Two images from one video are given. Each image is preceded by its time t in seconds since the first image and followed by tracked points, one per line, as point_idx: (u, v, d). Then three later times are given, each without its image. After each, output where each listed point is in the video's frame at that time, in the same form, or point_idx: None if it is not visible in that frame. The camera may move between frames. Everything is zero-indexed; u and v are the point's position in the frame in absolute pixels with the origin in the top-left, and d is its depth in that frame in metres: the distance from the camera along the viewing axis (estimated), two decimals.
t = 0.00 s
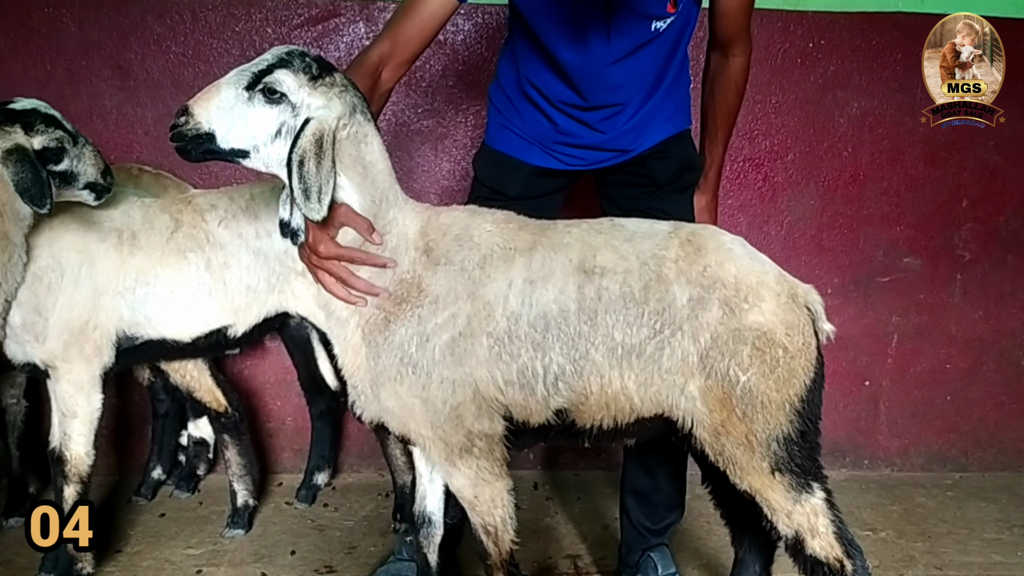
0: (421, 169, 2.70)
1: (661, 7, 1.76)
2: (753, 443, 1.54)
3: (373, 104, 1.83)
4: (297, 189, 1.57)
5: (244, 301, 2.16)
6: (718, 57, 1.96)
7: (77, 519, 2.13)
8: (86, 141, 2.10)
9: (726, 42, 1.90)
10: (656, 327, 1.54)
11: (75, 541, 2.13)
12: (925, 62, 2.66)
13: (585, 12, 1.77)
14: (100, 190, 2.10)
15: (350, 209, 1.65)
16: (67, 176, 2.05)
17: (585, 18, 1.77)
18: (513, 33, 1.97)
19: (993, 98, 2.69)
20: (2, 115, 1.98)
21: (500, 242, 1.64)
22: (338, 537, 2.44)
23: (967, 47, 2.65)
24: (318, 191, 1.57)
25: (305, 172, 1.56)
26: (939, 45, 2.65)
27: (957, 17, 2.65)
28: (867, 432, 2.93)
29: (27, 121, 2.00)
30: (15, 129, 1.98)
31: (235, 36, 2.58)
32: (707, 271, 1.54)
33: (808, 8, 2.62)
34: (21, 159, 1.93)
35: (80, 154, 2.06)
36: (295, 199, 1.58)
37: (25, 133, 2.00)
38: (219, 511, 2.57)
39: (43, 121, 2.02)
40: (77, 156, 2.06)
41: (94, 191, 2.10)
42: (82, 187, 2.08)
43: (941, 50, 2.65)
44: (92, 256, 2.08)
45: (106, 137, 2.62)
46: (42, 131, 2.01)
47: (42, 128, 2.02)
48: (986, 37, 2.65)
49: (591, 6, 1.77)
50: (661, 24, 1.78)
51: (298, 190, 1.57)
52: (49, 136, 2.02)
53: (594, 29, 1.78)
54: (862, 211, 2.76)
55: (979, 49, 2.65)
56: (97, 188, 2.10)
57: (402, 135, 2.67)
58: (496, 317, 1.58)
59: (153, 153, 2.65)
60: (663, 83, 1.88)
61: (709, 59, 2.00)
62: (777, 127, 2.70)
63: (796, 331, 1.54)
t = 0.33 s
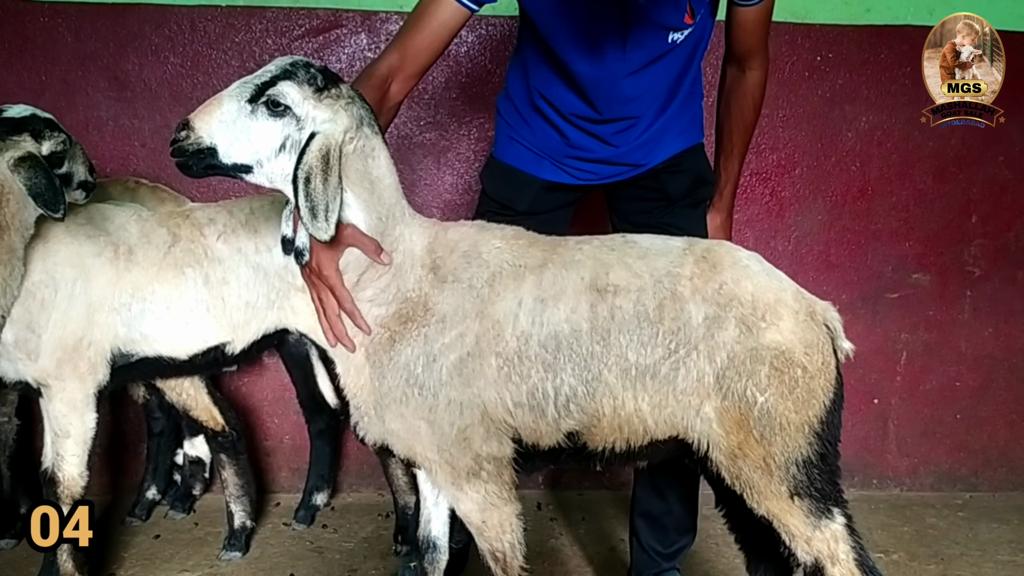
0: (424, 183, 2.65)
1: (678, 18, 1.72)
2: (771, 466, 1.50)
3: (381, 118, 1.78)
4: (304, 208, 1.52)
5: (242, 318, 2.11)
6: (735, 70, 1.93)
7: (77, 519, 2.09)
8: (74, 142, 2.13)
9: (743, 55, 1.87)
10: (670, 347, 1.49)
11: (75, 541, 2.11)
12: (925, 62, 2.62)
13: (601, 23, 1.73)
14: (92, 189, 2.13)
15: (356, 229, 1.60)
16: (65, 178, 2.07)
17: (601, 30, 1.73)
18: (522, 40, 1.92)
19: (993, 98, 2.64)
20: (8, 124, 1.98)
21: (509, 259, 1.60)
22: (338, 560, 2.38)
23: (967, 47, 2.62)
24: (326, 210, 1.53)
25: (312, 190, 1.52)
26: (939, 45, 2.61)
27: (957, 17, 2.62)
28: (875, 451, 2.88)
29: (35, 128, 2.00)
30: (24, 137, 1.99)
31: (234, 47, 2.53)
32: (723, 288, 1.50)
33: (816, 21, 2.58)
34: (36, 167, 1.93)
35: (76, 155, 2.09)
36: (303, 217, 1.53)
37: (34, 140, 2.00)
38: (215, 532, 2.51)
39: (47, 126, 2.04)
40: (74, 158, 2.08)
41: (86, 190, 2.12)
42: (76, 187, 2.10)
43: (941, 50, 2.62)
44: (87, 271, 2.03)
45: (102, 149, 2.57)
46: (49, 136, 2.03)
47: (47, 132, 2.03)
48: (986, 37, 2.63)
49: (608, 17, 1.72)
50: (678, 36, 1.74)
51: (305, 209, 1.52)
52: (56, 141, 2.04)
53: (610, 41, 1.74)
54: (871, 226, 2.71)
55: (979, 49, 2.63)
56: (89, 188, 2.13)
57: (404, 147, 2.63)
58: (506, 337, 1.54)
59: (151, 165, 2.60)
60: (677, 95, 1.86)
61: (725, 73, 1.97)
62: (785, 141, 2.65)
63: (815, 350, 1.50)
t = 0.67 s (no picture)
0: (427, 199, 2.62)
1: (694, 37, 1.68)
2: (789, 496, 1.46)
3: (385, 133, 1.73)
4: (310, 226, 1.48)
5: (240, 335, 2.07)
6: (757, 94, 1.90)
7: (78, 519, 2.03)
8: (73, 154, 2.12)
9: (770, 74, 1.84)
10: (686, 373, 1.45)
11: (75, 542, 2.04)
12: (925, 61, 2.58)
13: (617, 43, 1.69)
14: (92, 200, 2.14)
15: (366, 250, 1.56)
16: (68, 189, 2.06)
17: (617, 50, 1.69)
18: (532, 56, 1.88)
19: (993, 98, 2.60)
20: (25, 135, 1.95)
21: (520, 280, 1.56)
22: None
23: (967, 47, 2.60)
24: (333, 229, 1.48)
25: (319, 208, 1.47)
26: (939, 44, 2.60)
27: (957, 17, 2.62)
28: (882, 475, 2.84)
29: (53, 139, 1.99)
30: (43, 148, 1.96)
31: (237, 59, 2.50)
32: (740, 313, 1.46)
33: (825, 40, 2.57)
34: (60, 179, 1.91)
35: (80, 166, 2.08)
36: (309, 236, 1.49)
37: (51, 151, 1.99)
38: (209, 553, 2.45)
39: (61, 137, 2.02)
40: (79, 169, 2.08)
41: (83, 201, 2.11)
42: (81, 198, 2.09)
43: (941, 49, 2.60)
44: (82, 286, 1.98)
45: (101, 161, 2.53)
46: (65, 147, 2.01)
47: (61, 143, 2.01)
48: (986, 37, 2.62)
49: (624, 37, 1.68)
50: (693, 55, 1.71)
51: (311, 228, 1.48)
52: (70, 151, 2.03)
53: (625, 61, 1.70)
54: (880, 247, 2.67)
55: (979, 49, 2.61)
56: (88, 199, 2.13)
57: (408, 163, 2.59)
58: (516, 360, 1.49)
59: (150, 177, 2.56)
60: (688, 114, 1.83)
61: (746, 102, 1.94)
62: (793, 160, 2.62)
63: (835, 377, 1.46)
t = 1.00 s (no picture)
0: (426, 210, 2.59)
1: (701, 51, 1.66)
2: (798, 513, 1.44)
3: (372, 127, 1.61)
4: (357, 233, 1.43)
5: (237, 346, 2.03)
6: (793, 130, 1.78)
7: (77, 519, 2.05)
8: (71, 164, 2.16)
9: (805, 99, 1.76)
10: (696, 383, 1.44)
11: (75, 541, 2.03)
12: (925, 60, 2.59)
13: (619, 51, 1.66)
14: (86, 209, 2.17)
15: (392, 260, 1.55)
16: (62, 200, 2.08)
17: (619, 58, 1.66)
18: (534, 63, 1.85)
19: (993, 98, 2.59)
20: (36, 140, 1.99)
21: (532, 285, 1.55)
22: None
23: (967, 47, 2.60)
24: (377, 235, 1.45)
25: (363, 216, 1.43)
26: (938, 44, 2.60)
27: (957, 18, 2.62)
28: (883, 490, 2.81)
29: (62, 145, 2.03)
30: (54, 153, 2.00)
31: (235, 68, 2.48)
32: (755, 324, 1.45)
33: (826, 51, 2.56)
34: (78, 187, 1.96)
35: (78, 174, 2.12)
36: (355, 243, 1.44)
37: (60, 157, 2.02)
38: (203, 567, 2.42)
39: (67, 144, 2.06)
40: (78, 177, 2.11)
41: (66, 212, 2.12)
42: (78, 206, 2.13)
43: (941, 49, 2.60)
44: (76, 296, 1.96)
45: (96, 170, 2.51)
46: (71, 154, 2.05)
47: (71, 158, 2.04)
48: (986, 37, 2.62)
49: (627, 45, 1.65)
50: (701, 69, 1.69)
51: (358, 235, 1.43)
52: (74, 159, 2.07)
53: (627, 70, 1.66)
54: (881, 260, 2.66)
55: (979, 49, 2.61)
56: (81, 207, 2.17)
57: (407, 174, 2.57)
58: (525, 365, 1.48)
59: (146, 187, 2.53)
60: (691, 126, 1.82)
61: (782, 143, 1.81)
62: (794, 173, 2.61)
63: (849, 395, 1.44)
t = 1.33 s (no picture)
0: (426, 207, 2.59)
1: (695, 51, 1.65)
2: (803, 519, 1.42)
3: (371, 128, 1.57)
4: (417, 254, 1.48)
5: (233, 339, 2.06)
6: (794, 142, 1.72)
7: (77, 519, 2.10)
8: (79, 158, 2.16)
9: (807, 109, 1.72)
10: (704, 383, 1.42)
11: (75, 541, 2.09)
12: (925, 61, 2.58)
13: (611, 48, 1.65)
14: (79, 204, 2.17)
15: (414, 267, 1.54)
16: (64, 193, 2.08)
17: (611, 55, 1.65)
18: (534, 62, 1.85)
19: (994, 99, 2.58)
20: (55, 133, 1.99)
21: (546, 279, 1.54)
22: None
23: (967, 47, 2.58)
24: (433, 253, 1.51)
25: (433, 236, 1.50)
26: (938, 45, 2.58)
27: (957, 17, 2.59)
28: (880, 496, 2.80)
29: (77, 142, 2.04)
30: (72, 148, 2.01)
31: (237, 62, 2.47)
32: (768, 325, 1.42)
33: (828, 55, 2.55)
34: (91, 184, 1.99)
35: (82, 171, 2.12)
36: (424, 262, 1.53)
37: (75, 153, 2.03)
38: (195, 562, 2.40)
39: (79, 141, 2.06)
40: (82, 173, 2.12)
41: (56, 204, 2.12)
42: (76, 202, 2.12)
43: (941, 50, 2.58)
44: (72, 287, 1.95)
45: (96, 162, 2.51)
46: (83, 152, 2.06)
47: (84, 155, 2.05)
48: (986, 37, 2.59)
49: (619, 41, 1.64)
50: (695, 70, 1.67)
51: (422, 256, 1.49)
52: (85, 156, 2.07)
53: (620, 66, 1.65)
54: (881, 264, 2.65)
55: (979, 49, 2.59)
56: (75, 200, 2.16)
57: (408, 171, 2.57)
58: (534, 360, 1.47)
59: (145, 180, 2.53)
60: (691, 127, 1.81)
61: (782, 157, 1.74)
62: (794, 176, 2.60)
63: (866, 401, 1.40)
